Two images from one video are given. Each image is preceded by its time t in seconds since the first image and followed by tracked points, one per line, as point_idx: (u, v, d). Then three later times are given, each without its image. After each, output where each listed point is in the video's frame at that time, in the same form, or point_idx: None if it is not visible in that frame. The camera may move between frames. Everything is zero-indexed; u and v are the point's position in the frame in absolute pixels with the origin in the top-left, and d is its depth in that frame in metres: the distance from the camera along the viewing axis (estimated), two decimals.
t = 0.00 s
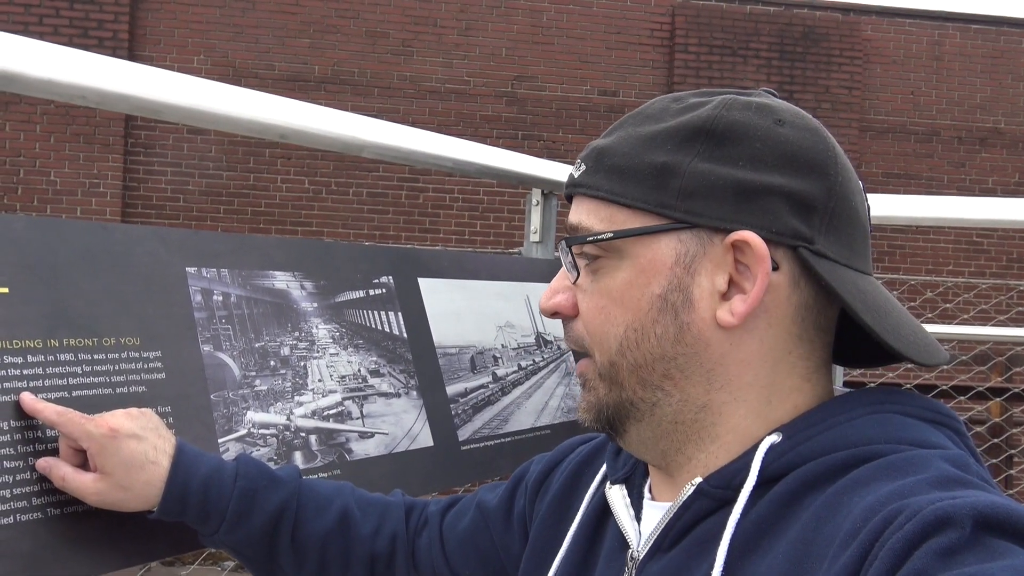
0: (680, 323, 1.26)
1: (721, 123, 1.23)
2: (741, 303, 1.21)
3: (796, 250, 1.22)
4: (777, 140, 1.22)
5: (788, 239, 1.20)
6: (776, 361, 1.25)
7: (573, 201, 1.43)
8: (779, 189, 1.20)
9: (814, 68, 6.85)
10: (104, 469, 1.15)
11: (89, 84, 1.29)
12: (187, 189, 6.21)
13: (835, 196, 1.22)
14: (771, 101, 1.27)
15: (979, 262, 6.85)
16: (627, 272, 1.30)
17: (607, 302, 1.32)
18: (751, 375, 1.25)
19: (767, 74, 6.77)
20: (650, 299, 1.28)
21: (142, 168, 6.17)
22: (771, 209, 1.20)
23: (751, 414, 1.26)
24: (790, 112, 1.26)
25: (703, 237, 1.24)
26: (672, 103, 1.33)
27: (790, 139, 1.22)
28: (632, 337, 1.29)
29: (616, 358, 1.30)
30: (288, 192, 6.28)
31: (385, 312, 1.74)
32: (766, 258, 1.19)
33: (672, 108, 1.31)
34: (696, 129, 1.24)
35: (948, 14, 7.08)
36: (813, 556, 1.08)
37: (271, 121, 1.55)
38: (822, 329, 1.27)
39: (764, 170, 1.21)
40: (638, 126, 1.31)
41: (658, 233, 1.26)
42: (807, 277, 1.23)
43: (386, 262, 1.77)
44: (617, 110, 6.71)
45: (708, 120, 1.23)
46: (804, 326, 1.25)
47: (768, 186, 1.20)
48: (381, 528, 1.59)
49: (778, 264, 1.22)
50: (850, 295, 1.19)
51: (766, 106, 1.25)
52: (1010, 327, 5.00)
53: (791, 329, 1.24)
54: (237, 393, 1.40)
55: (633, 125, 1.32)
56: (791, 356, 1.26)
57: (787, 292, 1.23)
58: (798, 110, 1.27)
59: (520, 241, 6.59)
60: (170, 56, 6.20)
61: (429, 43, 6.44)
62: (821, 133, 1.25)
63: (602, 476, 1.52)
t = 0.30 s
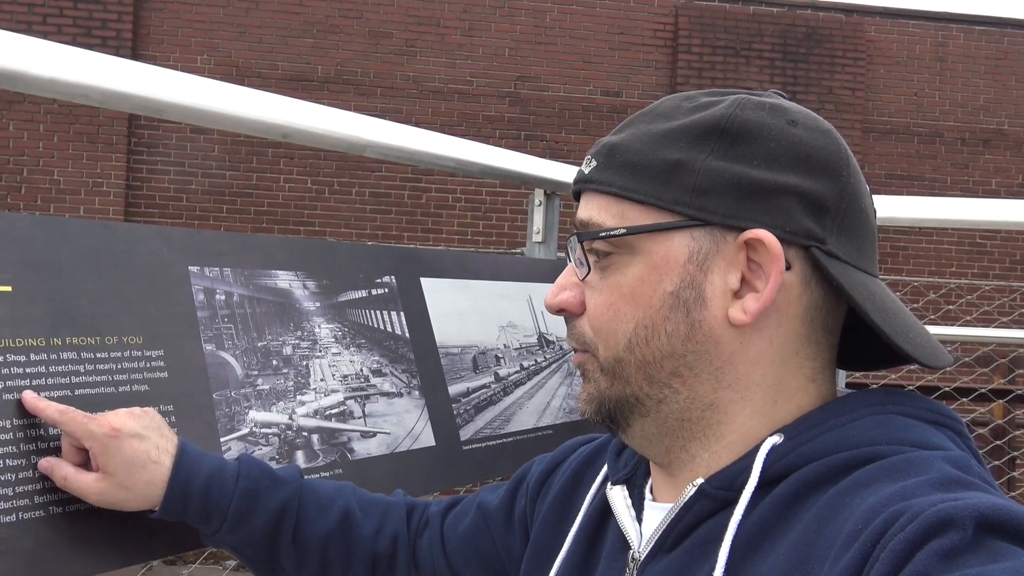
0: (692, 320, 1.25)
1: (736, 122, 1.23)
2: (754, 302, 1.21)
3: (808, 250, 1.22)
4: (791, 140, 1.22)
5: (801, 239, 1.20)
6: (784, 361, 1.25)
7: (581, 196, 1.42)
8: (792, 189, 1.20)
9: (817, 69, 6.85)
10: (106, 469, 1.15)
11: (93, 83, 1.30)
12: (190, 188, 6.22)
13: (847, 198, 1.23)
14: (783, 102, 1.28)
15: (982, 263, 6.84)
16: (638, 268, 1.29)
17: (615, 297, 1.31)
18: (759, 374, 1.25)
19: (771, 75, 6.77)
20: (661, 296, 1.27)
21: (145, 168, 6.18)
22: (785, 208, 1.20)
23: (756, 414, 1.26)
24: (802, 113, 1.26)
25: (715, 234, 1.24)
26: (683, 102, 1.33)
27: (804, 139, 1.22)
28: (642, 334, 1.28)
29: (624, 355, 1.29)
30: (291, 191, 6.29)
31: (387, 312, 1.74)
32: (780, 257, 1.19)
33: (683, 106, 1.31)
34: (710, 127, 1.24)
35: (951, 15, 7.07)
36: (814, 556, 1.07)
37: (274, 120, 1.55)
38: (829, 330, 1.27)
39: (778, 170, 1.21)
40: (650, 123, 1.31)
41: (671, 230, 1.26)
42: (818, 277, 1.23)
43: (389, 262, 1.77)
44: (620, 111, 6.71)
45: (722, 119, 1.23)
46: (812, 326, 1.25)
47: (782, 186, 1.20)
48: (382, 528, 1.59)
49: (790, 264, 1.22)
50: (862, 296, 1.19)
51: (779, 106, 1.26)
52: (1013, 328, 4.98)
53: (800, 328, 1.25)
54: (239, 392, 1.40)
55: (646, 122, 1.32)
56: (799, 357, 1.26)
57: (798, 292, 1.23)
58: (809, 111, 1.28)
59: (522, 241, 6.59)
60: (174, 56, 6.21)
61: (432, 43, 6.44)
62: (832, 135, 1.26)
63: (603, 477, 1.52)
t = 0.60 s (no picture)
0: (696, 320, 1.25)
1: (740, 122, 1.23)
2: (758, 301, 1.21)
3: (811, 250, 1.22)
4: (794, 141, 1.22)
5: (805, 239, 1.20)
6: (787, 361, 1.25)
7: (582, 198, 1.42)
8: (796, 189, 1.20)
9: (819, 71, 6.84)
10: (107, 470, 1.15)
11: (96, 82, 1.30)
12: (192, 188, 6.22)
13: (849, 198, 1.23)
14: (786, 102, 1.28)
15: (984, 265, 6.83)
16: (641, 268, 1.29)
17: (619, 298, 1.31)
18: (762, 374, 1.25)
19: (773, 76, 6.77)
20: (665, 296, 1.27)
21: (147, 167, 6.18)
22: (788, 208, 1.20)
23: (759, 414, 1.26)
24: (804, 114, 1.26)
25: (719, 235, 1.24)
26: (685, 102, 1.33)
27: (806, 140, 1.22)
28: (645, 334, 1.28)
29: (628, 355, 1.29)
30: (294, 192, 6.29)
31: (388, 311, 1.74)
32: (785, 257, 1.19)
33: (685, 107, 1.31)
34: (714, 127, 1.23)
35: (954, 17, 7.07)
36: (814, 557, 1.07)
37: (276, 120, 1.55)
38: (831, 330, 1.27)
39: (781, 170, 1.21)
40: (652, 123, 1.31)
41: (674, 231, 1.26)
42: (821, 277, 1.24)
43: (390, 262, 1.77)
44: (622, 111, 6.71)
45: (726, 119, 1.23)
46: (814, 326, 1.25)
47: (785, 186, 1.20)
48: (383, 529, 1.59)
49: (794, 264, 1.22)
50: (865, 296, 1.19)
51: (782, 107, 1.26)
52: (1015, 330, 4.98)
53: (803, 328, 1.25)
54: (240, 392, 1.40)
55: (648, 123, 1.31)
56: (801, 357, 1.26)
57: (801, 292, 1.23)
58: (810, 112, 1.28)
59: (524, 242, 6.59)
60: (176, 56, 6.22)
61: (434, 44, 6.45)
62: (833, 135, 1.26)
63: (604, 478, 1.52)
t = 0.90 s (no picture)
0: (693, 320, 1.25)
1: (735, 122, 1.23)
2: (755, 301, 1.21)
3: (808, 249, 1.22)
4: (789, 141, 1.22)
5: (801, 238, 1.20)
6: (784, 360, 1.25)
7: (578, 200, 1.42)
8: (792, 189, 1.20)
9: (819, 70, 6.84)
10: (108, 476, 1.16)
11: (95, 87, 1.30)
12: (194, 191, 6.23)
13: (845, 196, 1.23)
14: (781, 102, 1.28)
15: (986, 263, 6.82)
16: (639, 269, 1.29)
17: (616, 299, 1.31)
18: (761, 373, 1.25)
19: (773, 75, 6.76)
20: (662, 296, 1.27)
21: (149, 172, 6.20)
22: (785, 208, 1.20)
23: (758, 413, 1.26)
24: (800, 114, 1.27)
25: (715, 235, 1.24)
26: (680, 104, 1.33)
27: (801, 139, 1.22)
28: (642, 334, 1.28)
29: (626, 357, 1.29)
30: (295, 195, 6.30)
31: (388, 314, 1.74)
32: (780, 256, 1.19)
33: (681, 108, 1.31)
34: (709, 128, 1.24)
35: (954, 15, 7.06)
36: (815, 557, 1.07)
37: (275, 123, 1.56)
38: (829, 329, 1.27)
39: (777, 170, 1.21)
40: (648, 125, 1.31)
41: (671, 231, 1.26)
42: (818, 276, 1.24)
43: (390, 264, 1.77)
44: (622, 112, 6.71)
45: (721, 120, 1.23)
46: (811, 325, 1.25)
47: (781, 186, 1.20)
48: (384, 532, 1.59)
49: (791, 264, 1.22)
50: (862, 294, 1.19)
51: (777, 107, 1.26)
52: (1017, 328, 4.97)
53: (800, 328, 1.25)
54: (241, 395, 1.40)
55: (643, 125, 1.32)
56: (799, 356, 1.26)
57: (798, 292, 1.23)
58: (805, 111, 1.28)
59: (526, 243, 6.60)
60: (177, 60, 6.23)
61: (434, 46, 6.45)
62: (828, 134, 1.26)
63: (604, 479, 1.52)
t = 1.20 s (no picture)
0: (694, 320, 1.25)
1: (737, 122, 1.23)
2: (756, 302, 1.21)
3: (809, 250, 1.22)
4: (792, 141, 1.22)
5: (802, 239, 1.20)
6: (785, 361, 1.25)
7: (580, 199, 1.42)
8: (794, 189, 1.20)
9: (822, 71, 6.83)
10: (111, 474, 1.16)
11: (97, 87, 1.31)
12: (196, 192, 6.23)
13: (847, 197, 1.24)
14: (784, 103, 1.28)
15: (989, 265, 6.81)
16: (640, 269, 1.29)
17: (618, 298, 1.31)
18: (762, 373, 1.25)
19: (776, 77, 6.76)
20: (663, 296, 1.27)
21: (151, 172, 6.21)
22: (786, 209, 1.20)
23: (759, 413, 1.26)
24: (802, 114, 1.27)
25: (716, 235, 1.24)
26: (683, 104, 1.33)
27: (804, 140, 1.22)
28: (643, 334, 1.28)
29: (626, 356, 1.29)
30: (297, 195, 6.30)
31: (390, 314, 1.74)
32: (781, 257, 1.19)
33: (684, 108, 1.31)
34: (711, 128, 1.24)
35: (957, 16, 7.06)
36: (816, 557, 1.07)
37: (277, 124, 1.56)
38: (830, 330, 1.27)
39: (779, 170, 1.21)
40: (651, 125, 1.31)
41: (673, 231, 1.26)
42: (819, 277, 1.24)
43: (391, 265, 1.77)
44: (625, 113, 6.71)
45: (724, 120, 1.23)
46: (812, 326, 1.25)
47: (783, 186, 1.20)
48: (385, 533, 1.59)
49: (792, 264, 1.22)
50: (863, 296, 1.19)
51: (780, 107, 1.26)
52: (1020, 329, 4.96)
53: (801, 328, 1.25)
54: (243, 395, 1.41)
55: (645, 124, 1.32)
56: (800, 357, 1.26)
57: (799, 292, 1.23)
58: (808, 112, 1.28)
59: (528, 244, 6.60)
60: (180, 61, 6.24)
61: (436, 47, 6.45)
62: (831, 135, 1.27)
63: (605, 479, 1.52)
